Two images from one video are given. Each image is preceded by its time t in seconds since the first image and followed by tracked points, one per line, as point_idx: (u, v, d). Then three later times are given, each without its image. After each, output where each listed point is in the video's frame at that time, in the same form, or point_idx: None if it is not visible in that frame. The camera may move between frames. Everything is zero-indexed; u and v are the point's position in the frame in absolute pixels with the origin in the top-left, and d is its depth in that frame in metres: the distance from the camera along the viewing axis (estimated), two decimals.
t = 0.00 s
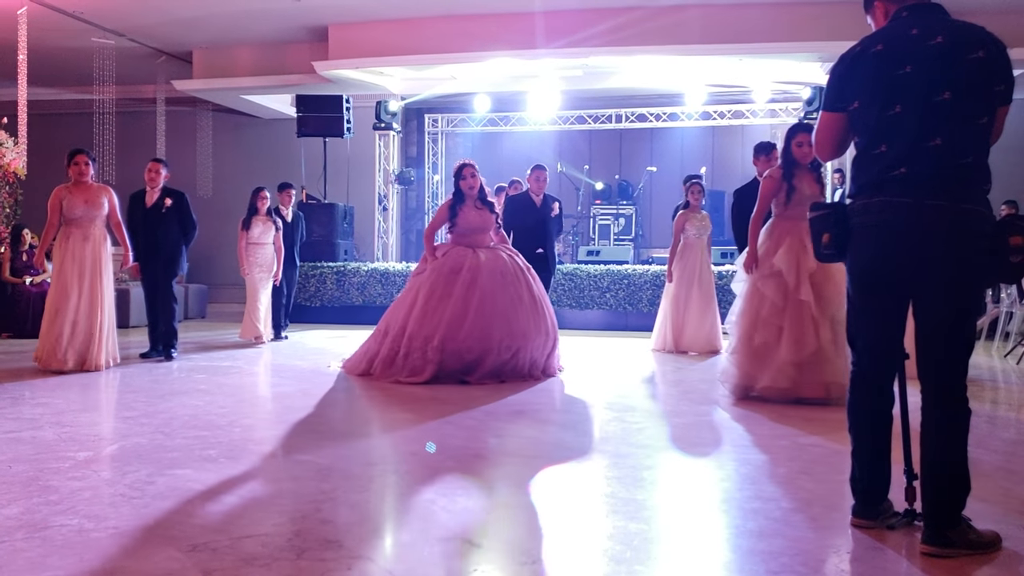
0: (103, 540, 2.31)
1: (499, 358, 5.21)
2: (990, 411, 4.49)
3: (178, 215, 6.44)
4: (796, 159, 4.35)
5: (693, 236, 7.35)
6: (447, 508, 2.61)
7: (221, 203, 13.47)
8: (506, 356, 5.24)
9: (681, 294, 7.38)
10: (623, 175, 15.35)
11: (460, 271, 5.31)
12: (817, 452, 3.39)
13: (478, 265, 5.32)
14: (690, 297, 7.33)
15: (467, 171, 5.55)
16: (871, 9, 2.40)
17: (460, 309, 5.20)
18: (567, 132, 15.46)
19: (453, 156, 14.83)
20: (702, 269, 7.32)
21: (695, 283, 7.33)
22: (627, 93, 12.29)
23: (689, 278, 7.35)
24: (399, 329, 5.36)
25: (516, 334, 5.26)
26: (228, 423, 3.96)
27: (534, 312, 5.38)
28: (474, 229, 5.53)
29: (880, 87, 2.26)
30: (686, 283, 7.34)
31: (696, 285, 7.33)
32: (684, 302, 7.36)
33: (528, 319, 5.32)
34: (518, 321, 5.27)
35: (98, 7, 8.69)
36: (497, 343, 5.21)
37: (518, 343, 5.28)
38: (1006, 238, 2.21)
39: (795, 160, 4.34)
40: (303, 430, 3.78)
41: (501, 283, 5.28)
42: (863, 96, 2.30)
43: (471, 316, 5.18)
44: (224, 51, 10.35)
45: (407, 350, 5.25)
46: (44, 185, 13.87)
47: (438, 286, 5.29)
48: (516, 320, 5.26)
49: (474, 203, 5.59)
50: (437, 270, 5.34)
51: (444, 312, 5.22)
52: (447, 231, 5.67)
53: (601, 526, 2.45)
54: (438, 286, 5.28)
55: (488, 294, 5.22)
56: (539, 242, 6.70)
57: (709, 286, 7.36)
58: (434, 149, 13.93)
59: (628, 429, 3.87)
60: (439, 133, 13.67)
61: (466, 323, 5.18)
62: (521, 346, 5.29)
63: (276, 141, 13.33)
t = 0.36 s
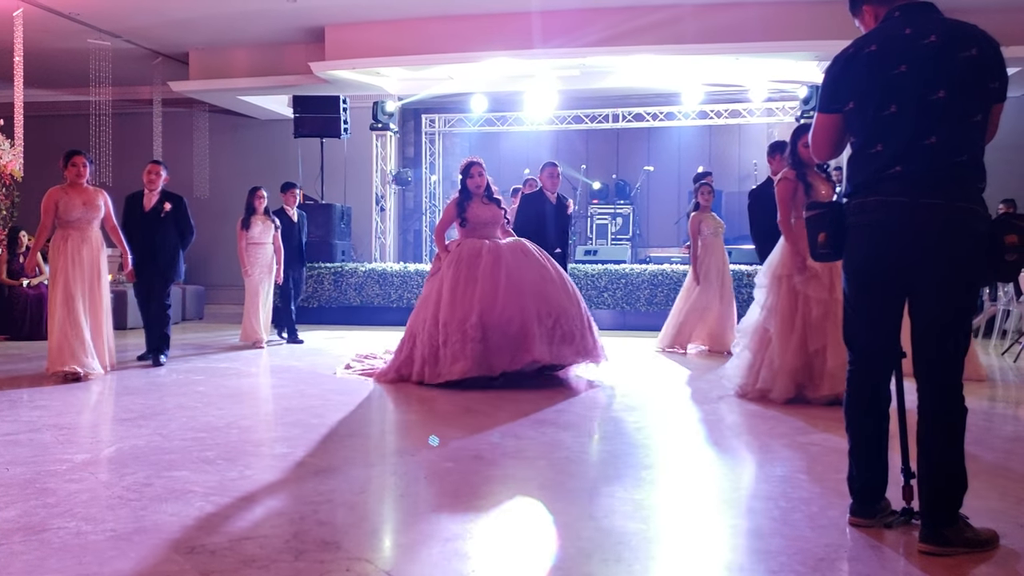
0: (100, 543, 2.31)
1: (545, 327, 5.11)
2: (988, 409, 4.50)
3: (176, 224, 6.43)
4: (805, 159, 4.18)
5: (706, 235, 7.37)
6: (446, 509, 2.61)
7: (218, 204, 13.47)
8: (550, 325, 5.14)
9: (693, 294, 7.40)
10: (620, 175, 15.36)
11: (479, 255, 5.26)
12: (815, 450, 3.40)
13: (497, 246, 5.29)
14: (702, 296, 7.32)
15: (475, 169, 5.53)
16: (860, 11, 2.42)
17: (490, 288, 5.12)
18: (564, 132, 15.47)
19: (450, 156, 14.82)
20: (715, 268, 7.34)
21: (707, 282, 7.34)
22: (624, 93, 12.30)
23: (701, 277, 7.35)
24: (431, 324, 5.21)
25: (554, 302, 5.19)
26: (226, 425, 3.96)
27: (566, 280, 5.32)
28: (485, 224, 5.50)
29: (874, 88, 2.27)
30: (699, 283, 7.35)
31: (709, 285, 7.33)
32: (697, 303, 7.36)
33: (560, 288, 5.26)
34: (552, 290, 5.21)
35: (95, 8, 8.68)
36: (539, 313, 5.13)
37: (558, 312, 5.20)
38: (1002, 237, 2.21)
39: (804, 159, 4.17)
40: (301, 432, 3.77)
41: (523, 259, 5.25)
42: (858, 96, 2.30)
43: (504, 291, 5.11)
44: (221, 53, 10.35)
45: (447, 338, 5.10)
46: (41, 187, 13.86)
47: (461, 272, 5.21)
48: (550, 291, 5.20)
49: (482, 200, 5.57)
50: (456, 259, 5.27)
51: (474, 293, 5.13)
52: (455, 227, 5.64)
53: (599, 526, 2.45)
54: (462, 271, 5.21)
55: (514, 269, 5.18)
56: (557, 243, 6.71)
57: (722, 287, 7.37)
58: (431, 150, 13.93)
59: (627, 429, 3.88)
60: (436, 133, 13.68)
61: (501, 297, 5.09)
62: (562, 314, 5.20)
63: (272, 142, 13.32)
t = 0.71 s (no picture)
0: (97, 544, 2.31)
1: (553, 294, 5.06)
2: (986, 405, 4.50)
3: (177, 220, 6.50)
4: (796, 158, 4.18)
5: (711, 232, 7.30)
6: (444, 509, 2.61)
7: (215, 204, 13.45)
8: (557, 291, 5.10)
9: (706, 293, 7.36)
10: (617, 173, 15.37)
11: (474, 244, 5.29)
12: (812, 448, 3.40)
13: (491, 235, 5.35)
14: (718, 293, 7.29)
15: (467, 170, 5.52)
16: (852, 13, 2.43)
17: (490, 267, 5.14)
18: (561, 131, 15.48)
19: (448, 156, 14.81)
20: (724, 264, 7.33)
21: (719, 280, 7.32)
22: (621, 91, 12.30)
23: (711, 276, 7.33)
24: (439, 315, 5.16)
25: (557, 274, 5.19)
26: (224, 425, 3.95)
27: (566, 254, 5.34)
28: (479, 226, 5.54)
29: (869, 86, 2.27)
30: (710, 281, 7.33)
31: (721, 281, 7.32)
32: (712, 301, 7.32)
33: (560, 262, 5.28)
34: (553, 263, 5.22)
35: (91, 9, 8.67)
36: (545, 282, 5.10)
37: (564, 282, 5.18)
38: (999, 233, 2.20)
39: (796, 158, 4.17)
40: (299, 432, 3.77)
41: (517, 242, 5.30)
42: (853, 95, 2.30)
43: (506, 268, 5.11)
44: (217, 53, 10.34)
45: (458, 321, 5.04)
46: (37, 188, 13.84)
47: (459, 262, 5.23)
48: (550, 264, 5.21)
49: (474, 201, 5.60)
50: (452, 252, 5.30)
51: (475, 274, 5.13)
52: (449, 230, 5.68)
53: (599, 525, 2.45)
54: (460, 260, 5.22)
55: (510, 249, 5.22)
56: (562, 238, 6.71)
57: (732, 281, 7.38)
58: (429, 149, 13.93)
59: (625, 427, 3.88)
60: (434, 132, 13.69)
61: (503, 273, 5.09)
62: (568, 283, 5.18)
63: (269, 142, 13.31)
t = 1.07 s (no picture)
0: (95, 543, 2.30)
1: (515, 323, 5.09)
2: (986, 403, 4.50)
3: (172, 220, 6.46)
4: (778, 155, 4.60)
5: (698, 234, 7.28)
6: (442, 507, 2.61)
7: (215, 204, 13.44)
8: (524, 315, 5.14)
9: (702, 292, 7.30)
10: (617, 172, 15.36)
11: (454, 250, 5.29)
12: (812, 446, 3.40)
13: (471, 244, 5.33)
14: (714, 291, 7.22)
15: (455, 168, 5.49)
16: (848, 12, 2.43)
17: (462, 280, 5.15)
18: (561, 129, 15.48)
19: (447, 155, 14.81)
20: (717, 264, 7.24)
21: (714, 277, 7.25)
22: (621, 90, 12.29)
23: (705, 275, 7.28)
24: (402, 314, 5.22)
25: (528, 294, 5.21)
26: (223, 424, 3.95)
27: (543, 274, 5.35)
28: (464, 226, 5.52)
29: (868, 84, 2.27)
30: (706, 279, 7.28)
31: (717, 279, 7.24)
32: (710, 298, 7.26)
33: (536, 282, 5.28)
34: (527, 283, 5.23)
35: (90, 8, 8.65)
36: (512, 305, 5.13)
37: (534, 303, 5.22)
38: (998, 231, 2.20)
39: (778, 153, 4.57)
40: (298, 431, 3.77)
41: (497, 254, 5.28)
42: (852, 94, 2.31)
43: (477, 283, 5.13)
44: (217, 51, 10.33)
45: (416, 327, 5.11)
46: (37, 187, 13.83)
47: (434, 267, 5.23)
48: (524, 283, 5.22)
49: (462, 200, 5.56)
50: (430, 254, 5.31)
51: (446, 284, 5.16)
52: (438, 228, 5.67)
53: (598, 523, 2.45)
54: (434, 266, 5.23)
55: (487, 262, 5.22)
56: (540, 242, 6.71)
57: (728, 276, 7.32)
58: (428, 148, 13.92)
59: (623, 426, 3.87)
60: (433, 132, 13.69)
61: (473, 288, 5.11)
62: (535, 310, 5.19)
63: (268, 141, 13.29)
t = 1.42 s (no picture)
0: (95, 545, 2.30)
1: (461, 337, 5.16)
2: (985, 399, 4.51)
3: (163, 220, 6.48)
4: (739, 155, 4.81)
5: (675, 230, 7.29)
6: (442, 507, 2.60)
7: (214, 204, 13.45)
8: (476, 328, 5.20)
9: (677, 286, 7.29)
10: (616, 169, 15.37)
11: (428, 252, 5.38)
12: (812, 443, 3.40)
13: (447, 249, 5.39)
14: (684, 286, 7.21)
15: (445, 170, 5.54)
16: None
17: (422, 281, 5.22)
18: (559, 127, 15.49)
19: (446, 154, 14.81)
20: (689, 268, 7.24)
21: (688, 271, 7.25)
22: (619, 88, 12.29)
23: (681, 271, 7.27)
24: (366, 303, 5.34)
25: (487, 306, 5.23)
26: (223, 425, 3.95)
27: (512, 287, 5.34)
28: (460, 225, 5.56)
29: (861, 81, 2.28)
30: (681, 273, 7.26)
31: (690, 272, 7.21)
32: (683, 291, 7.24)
33: (501, 295, 5.29)
34: (489, 296, 5.25)
35: (88, 9, 8.64)
36: (466, 316, 5.19)
37: (493, 316, 5.23)
38: (996, 227, 2.19)
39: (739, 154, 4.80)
40: (299, 431, 3.77)
41: (467, 261, 5.33)
42: (845, 90, 2.33)
43: (437, 287, 5.20)
44: (214, 52, 10.32)
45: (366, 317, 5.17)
46: (36, 189, 13.83)
47: (406, 265, 5.31)
48: (485, 292, 5.25)
49: (456, 200, 5.61)
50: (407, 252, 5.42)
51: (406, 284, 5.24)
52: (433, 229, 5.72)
53: (597, 522, 2.45)
54: (405, 265, 5.31)
55: (453, 270, 5.27)
56: (513, 235, 6.82)
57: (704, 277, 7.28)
58: (426, 147, 13.92)
59: (622, 424, 3.87)
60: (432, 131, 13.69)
61: (431, 293, 5.17)
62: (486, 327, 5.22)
63: (267, 141, 13.29)
